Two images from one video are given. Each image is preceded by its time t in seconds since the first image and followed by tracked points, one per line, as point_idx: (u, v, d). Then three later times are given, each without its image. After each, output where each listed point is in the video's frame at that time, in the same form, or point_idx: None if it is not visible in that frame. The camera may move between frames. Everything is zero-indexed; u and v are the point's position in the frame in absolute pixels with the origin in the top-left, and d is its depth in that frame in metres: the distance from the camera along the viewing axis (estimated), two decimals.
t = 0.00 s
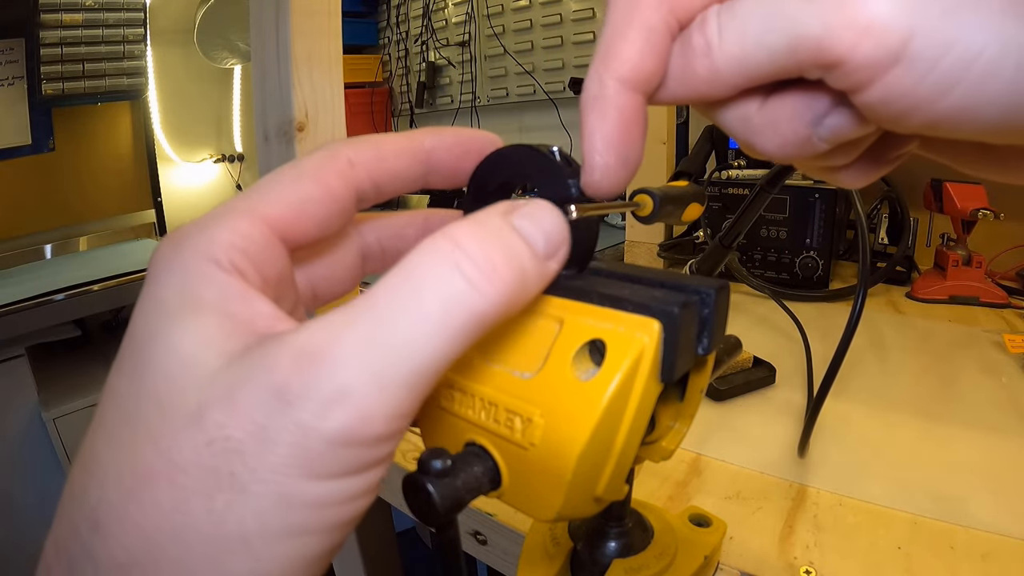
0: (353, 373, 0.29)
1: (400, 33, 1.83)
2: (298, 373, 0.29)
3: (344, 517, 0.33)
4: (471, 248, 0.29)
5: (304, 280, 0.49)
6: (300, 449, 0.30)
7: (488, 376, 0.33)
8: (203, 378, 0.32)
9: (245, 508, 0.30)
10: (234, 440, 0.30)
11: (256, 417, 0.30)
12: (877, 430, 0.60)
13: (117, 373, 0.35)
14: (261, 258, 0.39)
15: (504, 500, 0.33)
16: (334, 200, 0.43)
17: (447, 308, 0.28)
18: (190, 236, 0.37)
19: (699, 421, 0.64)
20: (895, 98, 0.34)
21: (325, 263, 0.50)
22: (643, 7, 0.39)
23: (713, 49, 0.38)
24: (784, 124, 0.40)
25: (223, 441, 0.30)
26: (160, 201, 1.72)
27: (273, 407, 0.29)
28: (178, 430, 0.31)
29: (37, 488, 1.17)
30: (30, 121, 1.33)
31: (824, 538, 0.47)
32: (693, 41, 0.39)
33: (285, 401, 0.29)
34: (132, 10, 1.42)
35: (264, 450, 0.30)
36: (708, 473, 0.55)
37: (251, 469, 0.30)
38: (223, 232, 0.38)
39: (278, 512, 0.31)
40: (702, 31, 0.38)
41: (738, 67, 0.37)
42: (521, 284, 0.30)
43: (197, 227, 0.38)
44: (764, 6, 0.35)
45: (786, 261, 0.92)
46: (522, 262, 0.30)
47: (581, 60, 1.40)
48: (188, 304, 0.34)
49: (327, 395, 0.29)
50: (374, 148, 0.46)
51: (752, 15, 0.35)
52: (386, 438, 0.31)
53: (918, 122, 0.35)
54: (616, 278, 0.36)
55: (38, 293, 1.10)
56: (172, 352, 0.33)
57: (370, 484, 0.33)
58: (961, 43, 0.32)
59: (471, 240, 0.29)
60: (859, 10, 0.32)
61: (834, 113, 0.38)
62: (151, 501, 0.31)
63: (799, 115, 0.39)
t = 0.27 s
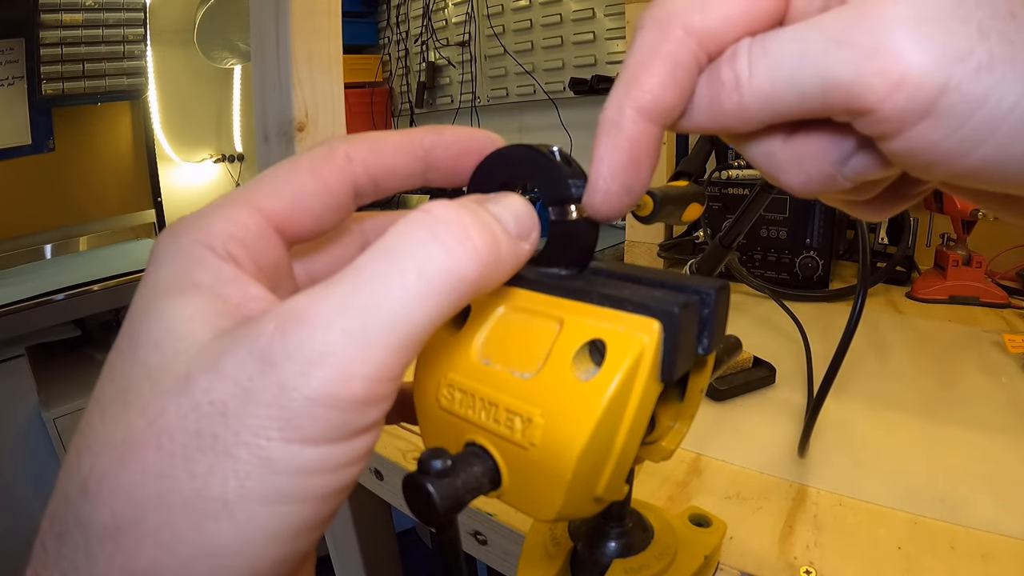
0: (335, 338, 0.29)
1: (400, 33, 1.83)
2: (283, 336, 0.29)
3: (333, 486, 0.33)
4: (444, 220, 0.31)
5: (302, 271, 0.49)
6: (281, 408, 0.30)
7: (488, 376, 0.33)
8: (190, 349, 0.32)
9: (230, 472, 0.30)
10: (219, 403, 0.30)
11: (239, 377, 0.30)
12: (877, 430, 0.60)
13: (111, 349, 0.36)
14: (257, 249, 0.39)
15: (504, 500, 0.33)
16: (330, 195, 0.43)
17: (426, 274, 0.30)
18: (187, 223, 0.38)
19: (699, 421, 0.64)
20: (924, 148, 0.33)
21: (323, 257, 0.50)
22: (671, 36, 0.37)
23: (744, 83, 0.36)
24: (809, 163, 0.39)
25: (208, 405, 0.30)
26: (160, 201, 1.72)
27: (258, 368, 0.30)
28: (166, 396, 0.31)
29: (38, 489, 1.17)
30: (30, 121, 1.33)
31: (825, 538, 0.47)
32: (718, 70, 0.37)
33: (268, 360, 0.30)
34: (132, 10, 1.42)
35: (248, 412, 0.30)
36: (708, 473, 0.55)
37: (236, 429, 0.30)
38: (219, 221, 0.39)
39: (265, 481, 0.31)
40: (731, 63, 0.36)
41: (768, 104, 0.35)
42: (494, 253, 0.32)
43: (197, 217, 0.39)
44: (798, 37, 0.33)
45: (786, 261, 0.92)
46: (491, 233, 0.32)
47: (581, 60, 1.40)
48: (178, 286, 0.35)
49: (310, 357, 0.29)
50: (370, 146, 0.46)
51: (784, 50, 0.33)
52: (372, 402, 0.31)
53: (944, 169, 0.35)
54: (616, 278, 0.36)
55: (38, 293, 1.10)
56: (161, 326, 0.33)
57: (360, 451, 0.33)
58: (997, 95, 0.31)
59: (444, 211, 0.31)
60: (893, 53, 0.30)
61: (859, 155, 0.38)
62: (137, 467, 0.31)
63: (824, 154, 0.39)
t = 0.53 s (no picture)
0: (318, 351, 0.29)
1: (400, 33, 1.83)
2: (267, 348, 0.29)
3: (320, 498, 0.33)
4: (429, 229, 0.31)
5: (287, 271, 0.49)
6: (269, 425, 0.30)
7: (488, 376, 0.33)
8: (177, 368, 0.32)
9: (225, 491, 0.31)
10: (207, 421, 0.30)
11: (226, 393, 0.30)
12: (877, 430, 0.60)
13: (102, 369, 0.36)
14: (241, 254, 0.39)
15: (503, 500, 0.33)
16: (309, 194, 0.43)
17: (410, 284, 0.30)
18: (174, 233, 0.39)
19: (699, 421, 0.64)
20: (957, 167, 0.32)
21: (306, 256, 0.50)
22: None
23: (792, 62, 0.32)
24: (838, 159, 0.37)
25: (196, 424, 0.30)
26: (160, 201, 1.72)
27: (244, 383, 0.30)
28: (153, 418, 0.31)
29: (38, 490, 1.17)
30: (30, 121, 1.33)
31: (825, 538, 0.47)
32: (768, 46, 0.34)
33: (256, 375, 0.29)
34: (132, 10, 1.42)
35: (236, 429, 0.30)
36: (709, 473, 0.55)
37: (225, 447, 0.30)
38: (201, 228, 0.39)
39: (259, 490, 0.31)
40: (783, 41, 0.33)
41: (811, 90, 0.32)
42: (481, 260, 0.32)
43: (183, 226, 0.40)
44: (843, 28, 0.31)
45: (786, 261, 0.92)
46: (479, 240, 0.32)
47: (581, 60, 1.40)
48: (167, 297, 0.36)
49: (294, 370, 0.29)
50: (349, 140, 0.46)
51: (839, 39, 0.31)
52: (356, 415, 0.31)
53: (974, 196, 0.34)
54: (615, 278, 0.36)
55: (39, 293, 1.10)
56: (151, 343, 0.34)
57: (349, 463, 0.33)
58: None
59: (427, 219, 0.31)
60: (950, 61, 0.29)
61: (893, 161, 0.36)
62: (131, 490, 0.31)
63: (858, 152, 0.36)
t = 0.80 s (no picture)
0: (324, 393, 0.29)
1: (400, 33, 1.83)
2: (269, 393, 0.29)
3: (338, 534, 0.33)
4: (427, 247, 0.31)
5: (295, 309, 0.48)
6: (280, 471, 0.29)
7: (488, 377, 0.33)
8: (180, 420, 0.32)
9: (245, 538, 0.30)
10: (218, 474, 0.30)
11: (235, 445, 0.30)
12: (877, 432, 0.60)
13: (104, 418, 0.36)
14: (235, 298, 0.39)
15: (504, 500, 0.33)
16: (312, 252, 0.42)
17: (413, 309, 0.30)
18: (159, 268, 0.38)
19: (699, 421, 0.64)
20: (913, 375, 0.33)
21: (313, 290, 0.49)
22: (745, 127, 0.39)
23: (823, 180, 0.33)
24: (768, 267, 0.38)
25: (207, 476, 0.30)
26: (159, 201, 1.72)
27: (250, 432, 0.29)
28: (164, 472, 0.31)
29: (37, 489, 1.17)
30: (30, 122, 1.33)
31: (824, 538, 0.47)
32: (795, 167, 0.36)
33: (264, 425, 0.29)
34: (132, 10, 1.42)
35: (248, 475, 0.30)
36: (708, 473, 0.55)
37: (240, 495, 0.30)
38: (189, 267, 0.38)
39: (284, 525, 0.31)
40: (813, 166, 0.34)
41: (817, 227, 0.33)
42: (480, 277, 0.32)
43: (166, 263, 0.39)
44: (855, 201, 0.30)
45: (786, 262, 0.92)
46: (477, 255, 0.32)
47: (581, 60, 1.40)
48: (165, 337, 0.35)
49: (299, 415, 0.29)
50: (369, 203, 0.43)
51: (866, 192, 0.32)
52: (371, 445, 0.31)
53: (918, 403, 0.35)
54: (616, 278, 0.36)
55: (38, 293, 1.10)
56: (149, 391, 0.33)
57: (368, 492, 0.33)
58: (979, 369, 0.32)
59: (426, 237, 0.31)
60: (937, 279, 0.30)
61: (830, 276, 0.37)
62: (150, 543, 0.31)
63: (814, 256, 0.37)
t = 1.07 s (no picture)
0: (347, 382, 0.28)
1: (400, 32, 1.83)
2: (292, 385, 0.29)
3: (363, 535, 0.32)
4: (438, 243, 0.31)
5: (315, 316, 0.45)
6: (305, 462, 0.29)
7: (488, 377, 0.33)
8: (200, 415, 0.32)
9: (267, 539, 0.30)
10: (241, 468, 0.30)
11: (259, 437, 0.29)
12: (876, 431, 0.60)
13: (125, 422, 0.36)
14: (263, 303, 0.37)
15: (504, 500, 0.33)
16: (348, 265, 0.38)
17: (428, 300, 0.30)
18: (187, 266, 0.38)
19: (699, 421, 0.64)
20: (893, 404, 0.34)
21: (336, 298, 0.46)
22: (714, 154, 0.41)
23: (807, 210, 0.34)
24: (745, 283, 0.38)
25: (231, 471, 0.30)
26: (159, 201, 1.71)
27: (274, 423, 0.29)
28: (187, 468, 0.31)
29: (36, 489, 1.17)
30: (30, 122, 1.33)
31: (823, 538, 0.47)
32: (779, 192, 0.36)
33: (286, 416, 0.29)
34: (132, 10, 1.41)
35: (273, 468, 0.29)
36: (708, 473, 0.55)
37: (262, 488, 0.29)
38: (223, 266, 0.37)
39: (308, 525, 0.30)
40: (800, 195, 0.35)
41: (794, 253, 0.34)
42: (494, 272, 0.32)
43: (203, 259, 0.38)
44: (832, 231, 0.32)
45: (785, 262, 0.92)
46: (490, 251, 0.32)
47: (581, 60, 1.40)
48: (189, 337, 0.35)
49: (321, 405, 0.28)
50: (409, 213, 0.38)
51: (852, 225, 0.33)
52: (395, 438, 0.30)
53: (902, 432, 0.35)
54: (616, 278, 0.36)
55: (38, 293, 1.10)
56: (168, 390, 0.33)
57: (394, 491, 0.32)
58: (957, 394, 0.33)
59: (439, 236, 0.31)
60: (914, 306, 0.31)
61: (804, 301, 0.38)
62: (172, 543, 0.31)
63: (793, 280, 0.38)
